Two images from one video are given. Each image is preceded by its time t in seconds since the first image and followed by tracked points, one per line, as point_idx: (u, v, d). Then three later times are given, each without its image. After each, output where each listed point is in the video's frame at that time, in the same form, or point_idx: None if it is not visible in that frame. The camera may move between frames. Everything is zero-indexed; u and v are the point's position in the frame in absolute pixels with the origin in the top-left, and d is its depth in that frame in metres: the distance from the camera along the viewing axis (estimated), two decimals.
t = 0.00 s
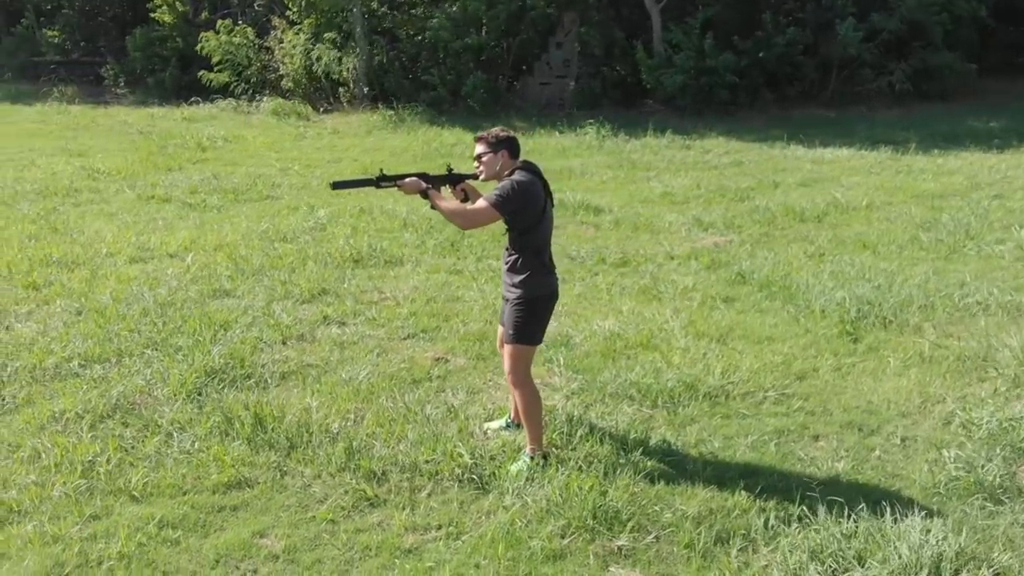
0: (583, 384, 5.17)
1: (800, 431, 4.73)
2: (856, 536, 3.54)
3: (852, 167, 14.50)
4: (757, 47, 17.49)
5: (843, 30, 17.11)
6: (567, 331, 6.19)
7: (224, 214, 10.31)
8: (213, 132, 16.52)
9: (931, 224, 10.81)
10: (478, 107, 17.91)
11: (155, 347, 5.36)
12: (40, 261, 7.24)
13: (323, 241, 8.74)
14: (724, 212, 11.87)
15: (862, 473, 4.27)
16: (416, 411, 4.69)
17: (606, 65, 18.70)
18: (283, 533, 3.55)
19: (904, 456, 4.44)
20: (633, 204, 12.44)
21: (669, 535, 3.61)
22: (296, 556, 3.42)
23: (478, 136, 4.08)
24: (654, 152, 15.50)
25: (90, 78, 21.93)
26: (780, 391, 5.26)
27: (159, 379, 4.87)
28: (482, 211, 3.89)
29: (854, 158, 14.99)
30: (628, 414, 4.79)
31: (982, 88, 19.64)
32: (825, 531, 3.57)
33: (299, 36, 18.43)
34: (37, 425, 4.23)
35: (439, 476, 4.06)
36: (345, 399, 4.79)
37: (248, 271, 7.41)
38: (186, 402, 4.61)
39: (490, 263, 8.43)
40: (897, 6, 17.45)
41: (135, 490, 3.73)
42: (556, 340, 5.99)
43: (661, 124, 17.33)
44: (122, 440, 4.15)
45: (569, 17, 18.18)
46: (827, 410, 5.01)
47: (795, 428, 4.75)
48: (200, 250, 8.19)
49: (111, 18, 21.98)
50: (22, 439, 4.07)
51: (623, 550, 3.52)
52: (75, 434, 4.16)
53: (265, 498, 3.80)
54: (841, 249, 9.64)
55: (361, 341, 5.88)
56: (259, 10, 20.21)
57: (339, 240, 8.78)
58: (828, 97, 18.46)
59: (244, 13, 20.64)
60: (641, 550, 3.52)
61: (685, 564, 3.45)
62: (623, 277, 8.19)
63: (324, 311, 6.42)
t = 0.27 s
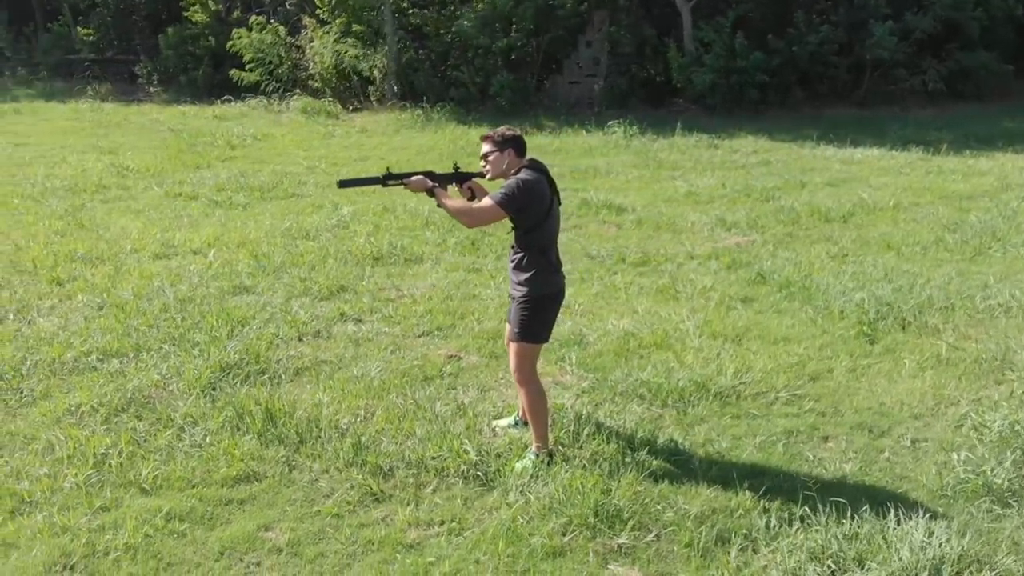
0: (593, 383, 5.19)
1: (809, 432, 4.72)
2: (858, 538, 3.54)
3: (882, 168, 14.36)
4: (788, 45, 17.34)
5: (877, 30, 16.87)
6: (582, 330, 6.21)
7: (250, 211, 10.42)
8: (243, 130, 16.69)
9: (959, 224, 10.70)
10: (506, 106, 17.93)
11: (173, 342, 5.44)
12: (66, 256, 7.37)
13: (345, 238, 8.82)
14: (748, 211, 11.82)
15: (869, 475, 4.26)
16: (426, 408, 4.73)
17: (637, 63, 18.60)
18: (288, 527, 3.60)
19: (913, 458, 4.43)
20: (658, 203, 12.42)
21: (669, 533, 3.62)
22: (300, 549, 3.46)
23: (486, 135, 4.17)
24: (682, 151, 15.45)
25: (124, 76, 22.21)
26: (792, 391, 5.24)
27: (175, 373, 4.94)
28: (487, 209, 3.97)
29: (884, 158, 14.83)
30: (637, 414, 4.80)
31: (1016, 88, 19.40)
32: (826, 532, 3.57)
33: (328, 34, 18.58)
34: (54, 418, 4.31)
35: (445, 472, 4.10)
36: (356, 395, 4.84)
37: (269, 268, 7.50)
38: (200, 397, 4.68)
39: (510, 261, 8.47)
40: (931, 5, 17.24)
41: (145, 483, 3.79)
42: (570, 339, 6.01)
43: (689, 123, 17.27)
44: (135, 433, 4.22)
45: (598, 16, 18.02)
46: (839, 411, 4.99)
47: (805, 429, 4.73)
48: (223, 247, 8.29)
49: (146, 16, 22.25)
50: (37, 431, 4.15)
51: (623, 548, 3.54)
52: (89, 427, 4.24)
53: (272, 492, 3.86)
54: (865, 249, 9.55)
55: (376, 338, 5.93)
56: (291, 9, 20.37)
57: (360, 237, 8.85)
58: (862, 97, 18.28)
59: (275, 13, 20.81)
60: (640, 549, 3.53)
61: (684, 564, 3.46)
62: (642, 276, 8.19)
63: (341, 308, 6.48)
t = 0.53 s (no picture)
0: (603, 385, 5.21)
1: (818, 436, 4.71)
2: (858, 543, 3.53)
3: (914, 170, 14.20)
4: (824, 47, 17.13)
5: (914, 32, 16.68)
6: (597, 331, 6.24)
7: (277, 211, 10.55)
8: (274, 130, 16.87)
9: (988, 227, 10.58)
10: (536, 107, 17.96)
11: (192, 339, 5.53)
12: (93, 254, 7.51)
13: (368, 238, 8.90)
14: (775, 213, 11.77)
15: (876, 480, 4.24)
16: (435, 407, 4.78)
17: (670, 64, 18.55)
18: (292, 522, 3.65)
19: (921, 463, 4.41)
20: (684, 205, 12.40)
21: (669, 535, 3.64)
22: (302, 544, 3.52)
23: (493, 137, 4.23)
24: (712, 153, 15.38)
25: (160, 75, 22.52)
26: (803, 395, 5.24)
27: (192, 370, 5.03)
28: (492, 209, 4.02)
29: (917, 161, 14.67)
30: (645, 416, 4.82)
31: None
32: (826, 535, 3.57)
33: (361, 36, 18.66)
34: (70, 413, 4.40)
35: (450, 470, 4.14)
36: (368, 394, 4.90)
37: (291, 267, 7.59)
38: (214, 393, 4.76)
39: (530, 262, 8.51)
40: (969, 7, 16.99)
41: (155, 477, 3.87)
42: (584, 340, 6.03)
43: (720, 124, 17.20)
44: (148, 429, 4.30)
45: (631, 17, 18.21)
46: (849, 415, 4.98)
47: (814, 433, 4.73)
48: (248, 246, 8.41)
49: (183, 17, 22.52)
50: (53, 425, 4.24)
51: (622, 548, 3.56)
52: (104, 422, 4.33)
53: (279, 487, 3.92)
54: (891, 252, 9.47)
55: (392, 337, 6.00)
56: (325, 10, 20.49)
57: (383, 236, 8.93)
58: (896, 99, 18.10)
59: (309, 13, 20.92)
60: (639, 550, 3.56)
61: (682, 565, 3.48)
62: (663, 278, 8.20)
63: (359, 307, 6.55)
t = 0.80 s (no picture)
0: (611, 385, 5.25)
1: (824, 437, 4.72)
2: (853, 543, 3.54)
3: (944, 173, 14.05)
4: (856, 49, 16.86)
5: (949, 34, 16.50)
6: (610, 331, 6.28)
7: (301, 211, 10.69)
8: (303, 131, 17.04)
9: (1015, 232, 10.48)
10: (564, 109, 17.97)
11: (209, 336, 5.64)
12: (118, 252, 7.66)
13: (389, 237, 9.00)
14: (799, 215, 11.74)
15: (879, 481, 4.25)
16: (443, 404, 4.85)
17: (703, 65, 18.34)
18: (295, 516, 3.72)
19: (926, 466, 4.41)
20: (707, 207, 12.40)
21: (666, 533, 3.67)
22: (303, 536, 3.59)
23: (498, 137, 4.30)
24: (739, 155, 15.32)
25: (194, 76, 22.81)
26: (812, 396, 5.24)
27: (207, 366, 5.13)
28: (496, 209, 4.08)
29: (946, 164, 14.53)
30: (652, 416, 4.85)
31: None
32: (822, 535, 3.58)
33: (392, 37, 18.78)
34: (86, 406, 4.52)
35: (454, 467, 4.20)
36: (378, 391, 4.98)
37: (311, 266, 7.70)
38: (227, 388, 4.86)
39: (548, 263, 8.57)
40: (1005, 8, 16.76)
41: (164, 470, 3.96)
42: (596, 340, 6.07)
43: (748, 126, 17.13)
44: (161, 423, 4.40)
45: (662, 18, 17.89)
46: (857, 417, 4.98)
47: (820, 434, 4.73)
48: (271, 244, 8.53)
49: (218, 18, 22.79)
50: (69, 418, 4.36)
51: (618, 546, 3.60)
52: (119, 416, 4.44)
53: (285, 481, 3.99)
54: (913, 255, 9.41)
55: (406, 336, 6.07)
56: (357, 12, 20.61)
57: (404, 236, 9.02)
58: (929, 102, 17.93)
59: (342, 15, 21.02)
60: (635, 547, 3.59)
61: (677, 563, 3.51)
62: (680, 280, 8.21)
63: (375, 306, 6.63)
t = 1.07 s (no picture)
0: (615, 386, 5.29)
1: (824, 439, 4.73)
2: (844, 544, 3.57)
3: (968, 177, 13.91)
4: (882, 52, 16.81)
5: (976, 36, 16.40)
6: (617, 332, 6.31)
7: (320, 211, 10.80)
8: (326, 132, 17.18)
9: None
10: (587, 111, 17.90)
11: (220, 334, 5.74)
12: (136, 252, 7.80)
13: (404, 238, 9.08)
14: (817, 218, 11.69)
15: (876, 484, 4.26)
16: (445, 403, 4.91)
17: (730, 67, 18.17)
18: (293, 511, 3.80)
19: (924, 469, 4.41)
20: (726, 209, 12.38)
21: (657, 533, 3.71)
22: (300, 531, 3.66)
23: (498, 138, 4.36)
24: (761, 157, 15.25)
25: (222, 78, 23.05)
26: (815, 399, 5.25)
27: (216, 364, 5.23)
28: (495, 209, 4.13)
29: (971, 167, 14.37)
30: (652, 417, 4.88)
31: None
32: (813, 536, 3.61)
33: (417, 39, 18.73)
34: (96, 402, 4.62)
35: (453, 464, 4.26)
36: (382, 389, 5.05)
37: (324, 266, 7.79)
38: (235, 386, 4.95)
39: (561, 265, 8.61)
40: None
41: (168, 465, 4.05)
42: (602, 341, 6.10)
43: (771, 128, 16.97)
44: (167, 419, 4.50)
45: (688, 22, 17.80)
46: (860, 420, 4.98)
47: (820, 437, 4.75)
48: (287, 245, 8.63)
49: (246, 20, 22.99)
50: (79, 414, 4.46)
51: (609, 544, 3.64)
52: (127, 412, 4.54)
53: (286, 477, 4.07)
54: (930, 259, 9.35)
55: (414, 335, 6.14)
56: (382, 14, 20.54)
57: (419, 237, 9.09)
58: (956, 105, 17.75)
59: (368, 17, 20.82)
60: (626, 546, 3.63)
61: (667, 561, 3.55)
62: (692, 283, 8.22)
63: (385, 306, 6.70)
